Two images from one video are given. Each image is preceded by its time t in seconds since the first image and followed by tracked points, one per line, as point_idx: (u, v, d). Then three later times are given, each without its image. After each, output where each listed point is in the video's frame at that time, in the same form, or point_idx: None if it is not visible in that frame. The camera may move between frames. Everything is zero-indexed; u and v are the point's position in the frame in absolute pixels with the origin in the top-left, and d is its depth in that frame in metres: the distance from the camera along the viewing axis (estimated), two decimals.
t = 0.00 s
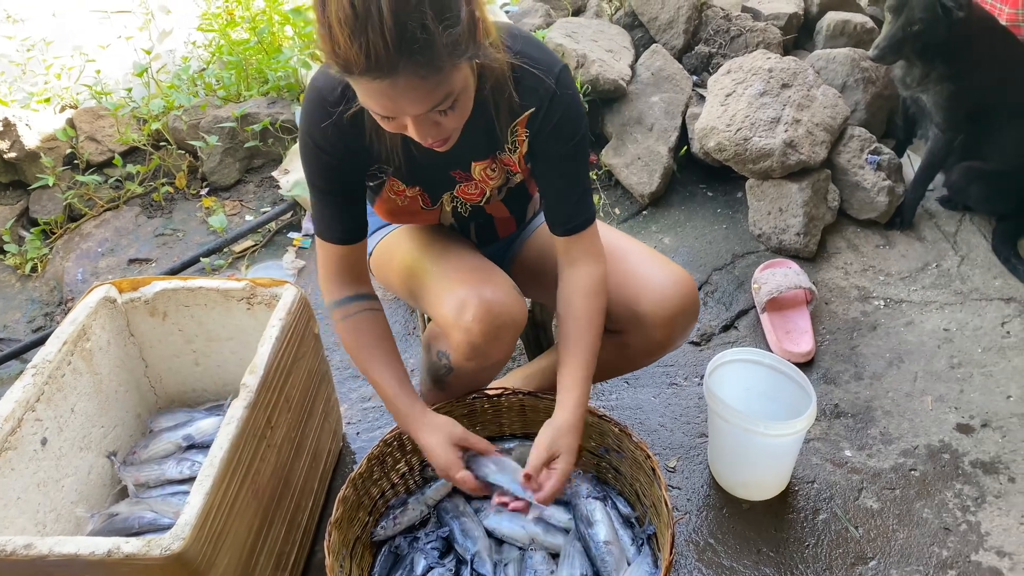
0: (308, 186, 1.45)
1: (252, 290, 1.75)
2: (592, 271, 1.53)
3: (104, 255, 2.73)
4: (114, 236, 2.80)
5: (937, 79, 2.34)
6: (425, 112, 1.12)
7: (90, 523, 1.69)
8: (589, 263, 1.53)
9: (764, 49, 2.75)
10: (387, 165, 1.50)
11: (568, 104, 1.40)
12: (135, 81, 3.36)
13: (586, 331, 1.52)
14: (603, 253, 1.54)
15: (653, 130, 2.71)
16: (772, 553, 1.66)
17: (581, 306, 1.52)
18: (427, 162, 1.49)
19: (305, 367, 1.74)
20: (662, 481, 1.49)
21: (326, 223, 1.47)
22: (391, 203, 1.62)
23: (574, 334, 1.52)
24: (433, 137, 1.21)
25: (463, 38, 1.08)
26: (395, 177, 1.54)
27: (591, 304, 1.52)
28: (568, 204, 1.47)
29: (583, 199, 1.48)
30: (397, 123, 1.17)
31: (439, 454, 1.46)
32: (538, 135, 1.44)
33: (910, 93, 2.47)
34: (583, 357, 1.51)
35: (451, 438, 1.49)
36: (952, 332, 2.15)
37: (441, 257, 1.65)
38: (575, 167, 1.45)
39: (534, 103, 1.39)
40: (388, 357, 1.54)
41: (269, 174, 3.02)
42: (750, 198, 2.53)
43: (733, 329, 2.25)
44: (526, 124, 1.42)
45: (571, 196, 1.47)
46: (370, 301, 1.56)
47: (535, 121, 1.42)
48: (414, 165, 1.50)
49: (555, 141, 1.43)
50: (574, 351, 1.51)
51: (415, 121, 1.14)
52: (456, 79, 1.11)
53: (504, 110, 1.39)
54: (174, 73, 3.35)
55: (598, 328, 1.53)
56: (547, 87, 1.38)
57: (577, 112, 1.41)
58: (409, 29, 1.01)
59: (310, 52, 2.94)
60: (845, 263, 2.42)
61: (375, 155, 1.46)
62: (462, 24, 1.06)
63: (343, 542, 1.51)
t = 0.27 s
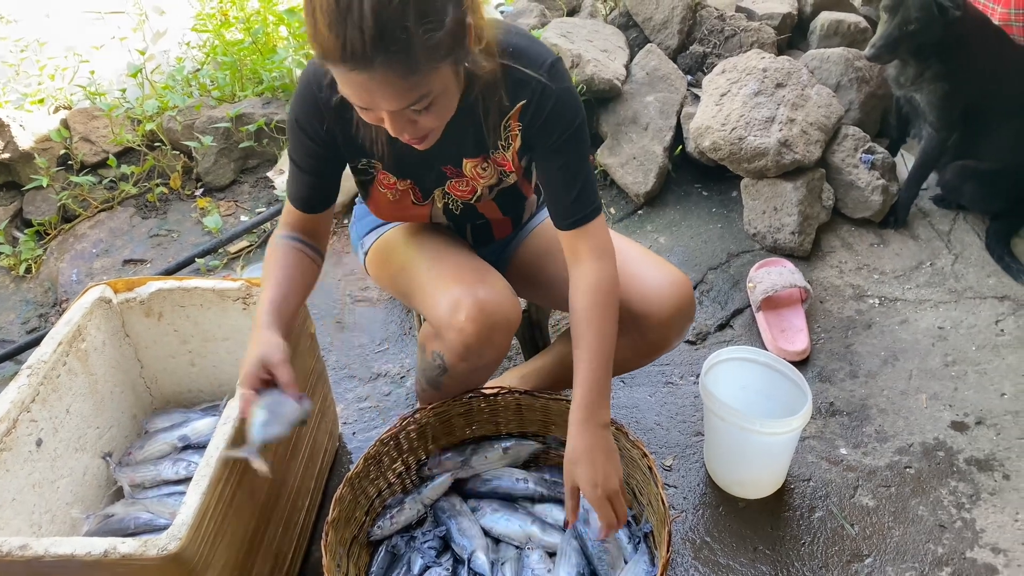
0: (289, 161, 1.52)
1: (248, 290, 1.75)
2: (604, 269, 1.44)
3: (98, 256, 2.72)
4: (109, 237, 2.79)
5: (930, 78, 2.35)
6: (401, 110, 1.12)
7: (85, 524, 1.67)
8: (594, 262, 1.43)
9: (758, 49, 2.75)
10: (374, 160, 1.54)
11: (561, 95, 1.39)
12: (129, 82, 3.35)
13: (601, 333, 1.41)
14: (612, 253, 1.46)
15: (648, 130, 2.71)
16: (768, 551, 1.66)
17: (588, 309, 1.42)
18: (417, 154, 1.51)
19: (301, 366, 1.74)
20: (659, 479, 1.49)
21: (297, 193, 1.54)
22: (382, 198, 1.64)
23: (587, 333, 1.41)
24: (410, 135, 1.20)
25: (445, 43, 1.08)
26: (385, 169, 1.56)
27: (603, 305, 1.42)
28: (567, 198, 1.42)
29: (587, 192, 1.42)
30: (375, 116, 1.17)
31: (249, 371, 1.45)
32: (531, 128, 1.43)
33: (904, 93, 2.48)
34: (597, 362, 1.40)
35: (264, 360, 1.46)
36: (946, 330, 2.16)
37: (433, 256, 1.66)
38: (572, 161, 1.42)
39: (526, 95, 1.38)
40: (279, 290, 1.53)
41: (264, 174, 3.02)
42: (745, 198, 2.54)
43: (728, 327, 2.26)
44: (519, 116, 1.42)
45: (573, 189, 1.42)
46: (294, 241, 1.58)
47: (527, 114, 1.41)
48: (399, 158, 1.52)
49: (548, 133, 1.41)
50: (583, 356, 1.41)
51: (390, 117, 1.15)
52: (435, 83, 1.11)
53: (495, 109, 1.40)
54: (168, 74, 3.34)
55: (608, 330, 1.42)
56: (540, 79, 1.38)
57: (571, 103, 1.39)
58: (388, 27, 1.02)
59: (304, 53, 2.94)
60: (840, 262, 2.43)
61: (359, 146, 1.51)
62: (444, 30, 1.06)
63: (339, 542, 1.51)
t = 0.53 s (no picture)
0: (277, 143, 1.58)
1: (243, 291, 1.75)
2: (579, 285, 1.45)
3: (93, 257, 2.72)
4: (104, 238, 2.79)
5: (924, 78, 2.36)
6: (336, 94, 1.17)
7: (80, 526, 1.67)
8: (568, 278, 1.45)
9: (753, 49, 2.76)
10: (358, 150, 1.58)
11: (543, 103, 1.39)
12: (123, 83, 3.34)
13: (581, 352, 1.46)
14: (586, 263, 1.46)
15: (643, 130, 2.72)
16: (763, 550, 1.67)
17: (567, 327, 1.46)
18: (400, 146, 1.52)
19: (297, 367, 1.74)
20: (654, 480, 1.49)
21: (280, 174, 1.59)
22: (365, 186, 1.66)
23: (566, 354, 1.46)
24: (350, 119, 1.25)
25: (390, 47, 1.11)
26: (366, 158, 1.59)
27: (581, 321, 1.45)
28: (546, 208, 1.42)
29: (566, 202, 1.42)
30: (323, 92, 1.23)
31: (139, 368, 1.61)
32: (510, 141, 1.43)
33: (898, 93, 2.49)
34: (579, 379, 1.46)
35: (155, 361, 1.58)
36: (940, 330, 2.16)
37: (423, 249, 1.66)
38: (551, 172, 1.41)
39: (506, 108, 1.39)
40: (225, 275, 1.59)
41: (259, 175, 3.01)
42: (739, 198, 2.54)
43: (722, 327, 2.26)
44: (500, 126, 1.42)
45: (551, 200, 1.41)
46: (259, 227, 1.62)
47: (506, 126, 1.41)
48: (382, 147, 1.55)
49: (526, 144, 1.41)
50: (567, 378, 1.47)
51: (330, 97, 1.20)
52: (375, 79, 1.15)
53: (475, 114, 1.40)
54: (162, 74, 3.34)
55: (586, 345, 1.46)
56: (523, 89, 1.38)
57: (554, 113, 1.39)
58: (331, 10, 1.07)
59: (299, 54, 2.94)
60: (834, 262, 2.44)
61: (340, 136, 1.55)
62: (391, 36, 1.11)
63: (335, 542, 1.51)
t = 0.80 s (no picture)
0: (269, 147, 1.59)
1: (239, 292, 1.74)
2: (568, 275, 1.44)
3: (89, 258, 2.71)
4: (99, 239, 2.78)
5: (919, 79, 2.37)
6: (298, 79, 1.17)
7: (76, 527, 1.67)
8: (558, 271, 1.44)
9: (749, 50, 2.77)
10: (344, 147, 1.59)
11: (522, 98, 1.38)
12: (119, 84, 3.34)
13: (572, 342, 1.46)
14: (574, 254, 1.46)
15: (639, 131, 2.72)
16: (759, 551, 1.67)
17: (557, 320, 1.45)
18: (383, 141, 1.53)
19: (292, 368, 1.74)
20: (650, 481, 1.49)
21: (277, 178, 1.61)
22: (352, 185, 1.67)
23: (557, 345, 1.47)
24: (316, 109, 1.24)
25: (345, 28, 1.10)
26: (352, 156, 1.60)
27: (571, 315, 1.46)
28: (530, 202, 1.41)
29: (551, 195, 1.42)
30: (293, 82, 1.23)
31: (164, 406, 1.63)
32: (491, 133, 1.43)
33: (893, 94, 2.50)
34: (572, 371, 1.47)
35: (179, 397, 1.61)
36: (936, 330, 2.17)
37: (406, 253, 1.66)
38: (533, 164, 1.41)
39: (485, 99, 1.39)
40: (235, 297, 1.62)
41: (255, 176, 3.01)
42: (736, 198, 2.54)
43: (718, 328, 2.27)
44: (480, 120, 1.42)
45: (535, 194, 1.41)
46: (262, 243, 1.64)
47: (487, 118, 1.41)
48: (368, 146, 1.56)
49: (508, 137, 1.41)
50: (560, 372, 1.47)
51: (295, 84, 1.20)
52: (332, 63, 1.14)
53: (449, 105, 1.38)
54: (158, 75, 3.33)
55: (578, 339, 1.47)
56: (501, 82, 1.38)
57: (534, 107, 1.39)
58: None
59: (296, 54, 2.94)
60: (830, 262, 2.44)
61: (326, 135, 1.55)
62: (346, 17, 1.09)
63: (331, 544, 1.50)
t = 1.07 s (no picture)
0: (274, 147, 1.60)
1: (237, 294, 1.75)
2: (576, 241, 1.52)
3: (87, 260, 2.71)
4: (97, 241, 2.78)
5: (917, 79, 2.37)
6: (297, 81, 1.16)
7: (73, 530, 1.66)
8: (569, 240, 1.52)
9: (747, 51, 2.76)
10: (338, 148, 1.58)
11: (517, 88, 1.43)
12: (117, 85, 3.34)
13: (566, 284, 1.49)
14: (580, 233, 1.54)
15: (638, 132, 2.71)
16: (757, 553, 1.66)
17: (561, 279, 1.49)
18: (377, 138, 1.52)
19: (290, 370, 1.73)
20: (648, 483, 1.49)
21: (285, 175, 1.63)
22: (348, 185, 1.67)
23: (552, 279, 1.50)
24: (319, 109, 1.23)
25: (339, 21, 1.09)
26: (346, 156, 1.59)
27: (573, 277, 1.49)
28: (529, 185, 1.47)
29: (549, 178, 1.48)
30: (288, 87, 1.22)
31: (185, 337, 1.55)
32: (489, 122, 1.46)
33: (892, 95, 2.50)
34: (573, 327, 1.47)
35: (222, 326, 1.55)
36: (934, 331, 2.17)
37: (407, 252, 1.65)
38: (530, 151, 1.46)
39: (481, 89, 1.42)
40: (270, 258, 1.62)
41: (254, 177, 3.01)
42: (734, 200, 2.54)
43: (717, 329, 2.26)
44: (478, 109, 1.44)
45: (534, 177, 1.47)
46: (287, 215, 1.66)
47: (484, 108, 1.44)
48: (362, 145, 1.55)
49: (507, 126, 1.45)
50: (562, 323, 1.47)
51: (293, 87, 1.18)
52: (331, 58, 1.13)
53: (437, 92, 1.38)
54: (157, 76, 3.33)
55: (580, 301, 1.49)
56: (496, 71, 1.41)
57: (532, 97, 1.44)
58: None
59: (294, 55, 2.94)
60: (829, 264, 2.44)
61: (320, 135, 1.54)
62: (339, 9, 1.08)
63: (330, 546, 1.50)
